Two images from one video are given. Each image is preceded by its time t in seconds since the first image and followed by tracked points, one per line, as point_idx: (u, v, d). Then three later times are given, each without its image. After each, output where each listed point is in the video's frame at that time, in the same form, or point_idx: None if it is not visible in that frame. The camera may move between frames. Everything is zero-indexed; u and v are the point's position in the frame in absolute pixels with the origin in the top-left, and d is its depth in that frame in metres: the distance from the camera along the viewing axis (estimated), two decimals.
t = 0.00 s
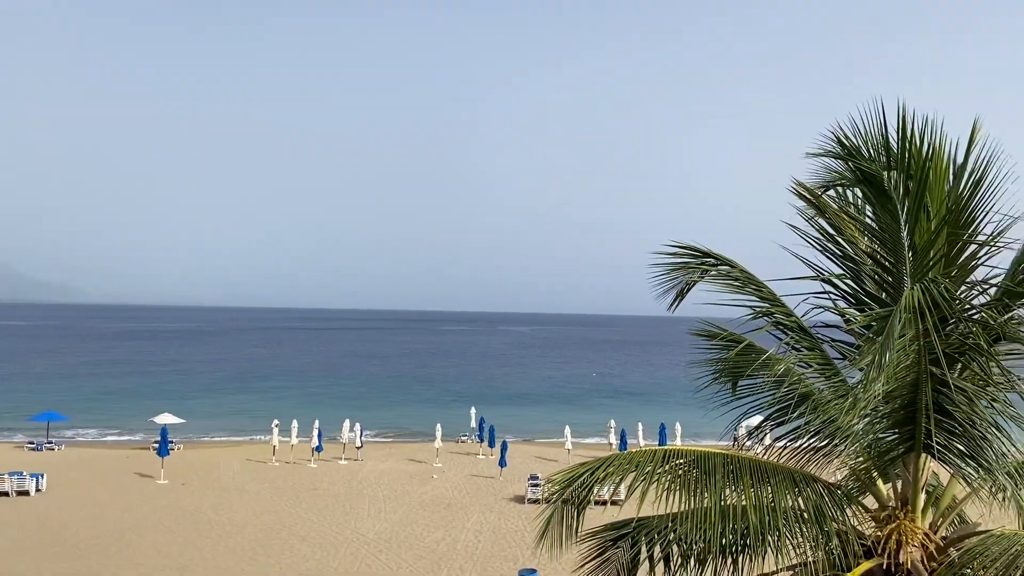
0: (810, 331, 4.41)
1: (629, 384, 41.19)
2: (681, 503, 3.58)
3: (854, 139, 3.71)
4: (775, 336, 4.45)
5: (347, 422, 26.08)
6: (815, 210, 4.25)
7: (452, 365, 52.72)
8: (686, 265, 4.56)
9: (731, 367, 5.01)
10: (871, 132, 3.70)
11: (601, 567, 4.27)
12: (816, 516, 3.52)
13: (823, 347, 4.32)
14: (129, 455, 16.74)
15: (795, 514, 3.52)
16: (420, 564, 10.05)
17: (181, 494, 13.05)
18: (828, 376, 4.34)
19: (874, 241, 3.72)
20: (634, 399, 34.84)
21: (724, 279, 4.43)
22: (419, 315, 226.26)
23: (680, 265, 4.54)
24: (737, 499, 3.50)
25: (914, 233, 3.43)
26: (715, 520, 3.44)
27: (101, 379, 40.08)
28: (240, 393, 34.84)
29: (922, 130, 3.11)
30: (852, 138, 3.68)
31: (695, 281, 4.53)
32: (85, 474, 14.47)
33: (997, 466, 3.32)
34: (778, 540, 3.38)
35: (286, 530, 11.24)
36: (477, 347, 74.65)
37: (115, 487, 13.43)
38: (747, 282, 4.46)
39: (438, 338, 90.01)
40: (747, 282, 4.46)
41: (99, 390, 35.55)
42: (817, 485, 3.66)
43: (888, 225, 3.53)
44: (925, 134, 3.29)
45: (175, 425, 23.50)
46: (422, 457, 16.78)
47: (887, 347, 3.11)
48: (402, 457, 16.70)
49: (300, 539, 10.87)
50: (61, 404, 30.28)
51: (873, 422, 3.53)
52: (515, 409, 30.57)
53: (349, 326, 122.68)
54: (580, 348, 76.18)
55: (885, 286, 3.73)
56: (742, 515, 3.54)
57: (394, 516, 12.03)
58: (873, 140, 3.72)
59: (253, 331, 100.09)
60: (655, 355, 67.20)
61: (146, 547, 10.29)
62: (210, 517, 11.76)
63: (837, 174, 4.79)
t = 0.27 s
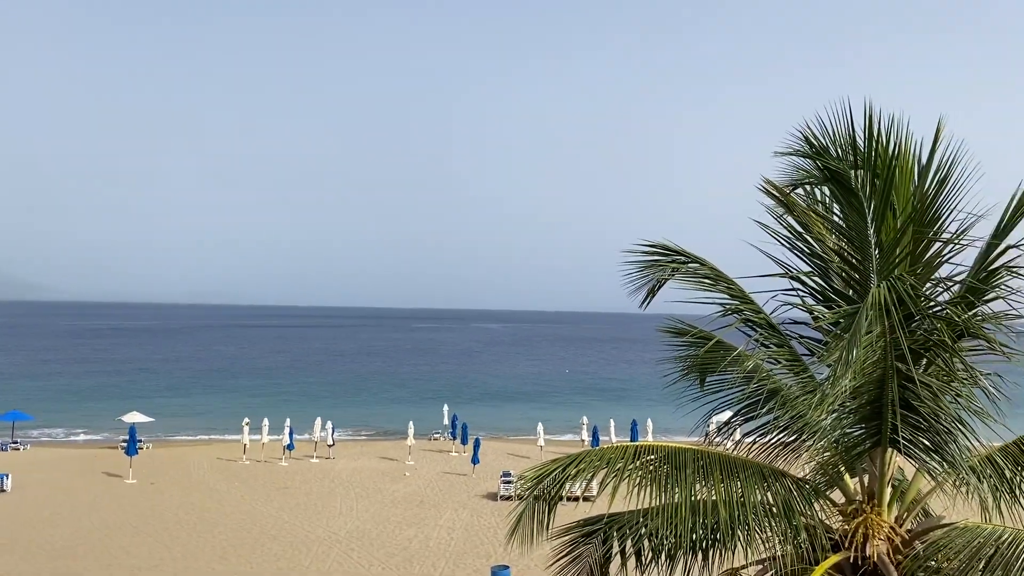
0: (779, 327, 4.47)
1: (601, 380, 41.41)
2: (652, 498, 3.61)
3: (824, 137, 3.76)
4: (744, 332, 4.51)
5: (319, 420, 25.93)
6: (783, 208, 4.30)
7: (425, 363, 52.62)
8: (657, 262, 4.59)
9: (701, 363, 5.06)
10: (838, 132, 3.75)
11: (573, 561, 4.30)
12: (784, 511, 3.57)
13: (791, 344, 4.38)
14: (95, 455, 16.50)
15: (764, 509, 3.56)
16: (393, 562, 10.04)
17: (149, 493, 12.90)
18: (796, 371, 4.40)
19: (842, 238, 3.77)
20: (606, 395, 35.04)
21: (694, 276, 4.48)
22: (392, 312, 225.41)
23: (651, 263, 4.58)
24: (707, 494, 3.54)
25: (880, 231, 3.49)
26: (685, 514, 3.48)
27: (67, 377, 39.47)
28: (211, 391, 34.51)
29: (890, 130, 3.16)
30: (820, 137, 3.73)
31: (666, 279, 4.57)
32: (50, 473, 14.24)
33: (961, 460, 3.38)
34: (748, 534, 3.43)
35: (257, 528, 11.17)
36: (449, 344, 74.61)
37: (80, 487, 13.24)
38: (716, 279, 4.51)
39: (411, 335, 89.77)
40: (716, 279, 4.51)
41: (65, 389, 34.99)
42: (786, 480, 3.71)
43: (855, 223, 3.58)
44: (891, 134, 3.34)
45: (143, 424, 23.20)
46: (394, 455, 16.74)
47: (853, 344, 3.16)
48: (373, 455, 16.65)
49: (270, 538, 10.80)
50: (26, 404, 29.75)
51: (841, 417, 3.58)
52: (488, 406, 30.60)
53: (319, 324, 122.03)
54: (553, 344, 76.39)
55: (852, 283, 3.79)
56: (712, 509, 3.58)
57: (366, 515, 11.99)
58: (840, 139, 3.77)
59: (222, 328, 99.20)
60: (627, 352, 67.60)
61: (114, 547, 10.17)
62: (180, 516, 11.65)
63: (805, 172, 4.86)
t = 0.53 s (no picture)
0: (748, 323, 4.53)
1: (573, 376, 41.59)
2: (623, 493, 3.63)
3: (792, 135, 3.80)
4: (714, 327, 4.55)
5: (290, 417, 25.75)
6: (752, 205, 4.34)
7: (398, 359, 52.44)
8: (628, 258, 4.61)
9: (671, 358, 5.11)
10: (807, 129, 3.79)
11: (545, 557, 4.31)
12: (754, 504, 3.60)
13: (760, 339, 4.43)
14: (61, 453, 16.24)
15: (734, 502, 3.59)
16: (365, 559, 10.00)
17: (117, 492, 12.73)
18: (766, 366, 4.45)
19: (811, 235, 3.82)
20: (579, 391, 35.20)
21: (664, 272, 4.50)
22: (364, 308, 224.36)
23: (623, 259, 4.60)
24: (677, 488, 3.57)
25: (848, 228, 3.53)
26: (656, 508, 3.51)
27: (32, 375, 38.81)
28: (181, 388, 34.14)
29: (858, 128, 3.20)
30: (790, 134, 3.77)
31: (637, 275, 4.59)
32: (15, 473, 14.00)
33: (927, 452, 3.44)
34: (718, 527, 3.46)
35: (227, 527, 11.08)
36: (422, 340, 74.47)
37: (46, 486, 13.03)
38: (687, 275, 4.55)
39: (383, 332, 89.41)
40: (687, 275, 4.55)
41: (30, 386, 34.40)
42: (755, 473, 3.75)
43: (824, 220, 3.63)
44: (859, 131, 3.38)
45: (111, 422, 22.89)
46: (366, 451, 16.68)
47: (823, 339, 3.19)
48: (345, 452, 16.57)
49: (241, 536, 10.71)
50: None
51: (809, 411, 3.63)
52: (461, 402, 30.59)
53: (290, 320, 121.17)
54: (526, 340, 76.51)
55: (820, 279, 3.84)
56: (682, 503, 3.61)
57: (338, 512, 11.94)
58: (809, 137, 3.81)
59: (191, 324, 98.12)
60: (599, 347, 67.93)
61: (82, 547, 10.03)
62: (149, 515, 11.52)
63: (773, 170, 4.91)
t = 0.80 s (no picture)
0: (718, 316, 4.57)
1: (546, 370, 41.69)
2: (594, 486, 3.65)
3: (762, 130, 3.84)
4: (685, 320, 4.59)
5: (261, 413, 25.54)
6: (722, 200, 4.37)
7: (369, 354, 52.20)
8: (600, 253, 4.62)
9: (643, 352, 5.13)
10: (776, 125, 3.83)
11: (518, 550, 4.32)
12: (723, 495, 3.64)
13: (730, 332, 4.48)
14: (26, 451, 15.98)
15: (704, 494, 3.63)
16: (337, 554, 9.96)
17: (85, 489, 12.57)
18: (735, 359, 4.50)
19: (780, 229, 3.85)
20: (552, 385, 35.30)
21: (635, 266, 4.53)
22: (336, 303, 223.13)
23: (594, 254, 4.61)
24: (648, 480, 3.59)
25: (816, 222, 3.57)
26: (627, 501, 3.53)
27: None
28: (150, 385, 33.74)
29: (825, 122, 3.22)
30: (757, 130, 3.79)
31: (608, 269, 4.61)
32: None
33: (893, 444, 3.49)
34: (688, 519, 3.49)
35: (197, 523, 10.98)
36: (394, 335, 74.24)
37: (11, 484, 12.82)
38: (657, 269, 4.59)
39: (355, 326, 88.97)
40: (657, 269, 4.58)
41: None
42: (725, 465, 3.79)
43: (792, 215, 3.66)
44: (828, 127, 3.42)
45: (78, 419, 22.56)
46: (338, 447, 16.60)
47: (792, 331, 3.22)
48: (317, 447, 16.48)
49: (211, 533, 10.62)
50: None
51: (778, 404, 3.68)
52: (434, 397, 30.55)
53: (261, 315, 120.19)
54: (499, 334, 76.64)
55: (788, 272, 3.87)
56: (654, 496, 3.64)
57: (309, 507, 11.88)
58: (778, 132, 3.85)
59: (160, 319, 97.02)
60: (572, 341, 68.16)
61: (48, 546, 9.88)
62: (117, 512, 11.38)
63: (742, 165, 4.96)
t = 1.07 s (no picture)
0: (687, 309, 4.61)
1: (519, 364, 41.79)
2: (566, 477, 3.66)
3: (731, 123, 3.85)
4: (655, 313, 4.62)
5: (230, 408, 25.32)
6: (692, 193, 4.39)
7: (341, 348, 51.97)
8: (571, 245, 4.62)
9: (615, 344, 5.15)
10: (746, 117, 3.85)
11: (490, 542, 4.33)
12: (693, 486, 3.66)
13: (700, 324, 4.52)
14: None
15: (674, 485, 3.65)
16: (309, 548, 9.92)
17: (51, 486, 12.38)
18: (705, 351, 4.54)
19: (748, 222, 3.88)
20: (524, 378, 35.40)
21: (606, 259, 4.54)
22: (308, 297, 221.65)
23: (565, 247, 4.61)
24: (619, 471, 3.60)
25: (785, 214, 3.59)
26: (598, 493, 3.54)
27: None
28: (118, 380, 33.33)
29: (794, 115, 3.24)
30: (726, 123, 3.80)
31: (579, 262, 4.61)
32: None
33: (860, 434, 3.53)
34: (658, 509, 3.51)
35: (167, 519, 10.87)
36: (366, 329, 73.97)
37: None
38: (628, 261, 4.60)
39: (328, 320, 88.44)
40: (627, 262, 4.60)
41: None
42: (695, 456, 3.81)
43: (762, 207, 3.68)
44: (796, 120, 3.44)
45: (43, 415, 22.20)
46: (309, 441, 16.51)
47: (761, 323, 3.24)
48: (288, 441, 16.37)
49: (181, 528, 10.52)
50: None
51: (747, 395, 3.71)
52: (406, 391, 30.50)
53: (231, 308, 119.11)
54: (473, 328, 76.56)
55: (758, 264, 3.90)
56: (625, 487, 3.65)
57: (280, 502, 11.81)
58: (748, 125, 3.87)
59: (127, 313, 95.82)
60: (544, 334, 68.37)
61: (13, 543, 9.73)
62: (85, 508, 11.23)
63: (711, 158, 4.99)
